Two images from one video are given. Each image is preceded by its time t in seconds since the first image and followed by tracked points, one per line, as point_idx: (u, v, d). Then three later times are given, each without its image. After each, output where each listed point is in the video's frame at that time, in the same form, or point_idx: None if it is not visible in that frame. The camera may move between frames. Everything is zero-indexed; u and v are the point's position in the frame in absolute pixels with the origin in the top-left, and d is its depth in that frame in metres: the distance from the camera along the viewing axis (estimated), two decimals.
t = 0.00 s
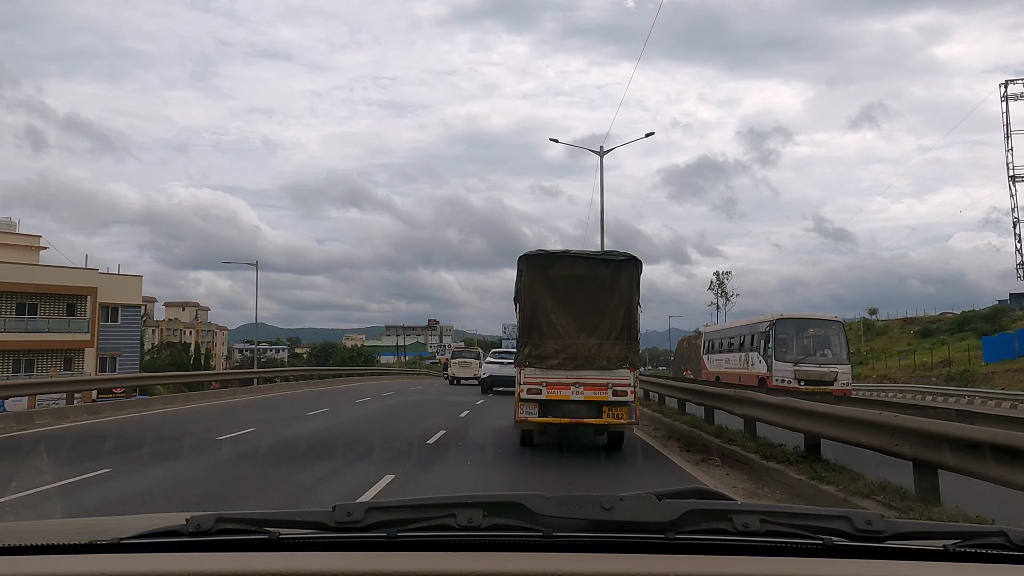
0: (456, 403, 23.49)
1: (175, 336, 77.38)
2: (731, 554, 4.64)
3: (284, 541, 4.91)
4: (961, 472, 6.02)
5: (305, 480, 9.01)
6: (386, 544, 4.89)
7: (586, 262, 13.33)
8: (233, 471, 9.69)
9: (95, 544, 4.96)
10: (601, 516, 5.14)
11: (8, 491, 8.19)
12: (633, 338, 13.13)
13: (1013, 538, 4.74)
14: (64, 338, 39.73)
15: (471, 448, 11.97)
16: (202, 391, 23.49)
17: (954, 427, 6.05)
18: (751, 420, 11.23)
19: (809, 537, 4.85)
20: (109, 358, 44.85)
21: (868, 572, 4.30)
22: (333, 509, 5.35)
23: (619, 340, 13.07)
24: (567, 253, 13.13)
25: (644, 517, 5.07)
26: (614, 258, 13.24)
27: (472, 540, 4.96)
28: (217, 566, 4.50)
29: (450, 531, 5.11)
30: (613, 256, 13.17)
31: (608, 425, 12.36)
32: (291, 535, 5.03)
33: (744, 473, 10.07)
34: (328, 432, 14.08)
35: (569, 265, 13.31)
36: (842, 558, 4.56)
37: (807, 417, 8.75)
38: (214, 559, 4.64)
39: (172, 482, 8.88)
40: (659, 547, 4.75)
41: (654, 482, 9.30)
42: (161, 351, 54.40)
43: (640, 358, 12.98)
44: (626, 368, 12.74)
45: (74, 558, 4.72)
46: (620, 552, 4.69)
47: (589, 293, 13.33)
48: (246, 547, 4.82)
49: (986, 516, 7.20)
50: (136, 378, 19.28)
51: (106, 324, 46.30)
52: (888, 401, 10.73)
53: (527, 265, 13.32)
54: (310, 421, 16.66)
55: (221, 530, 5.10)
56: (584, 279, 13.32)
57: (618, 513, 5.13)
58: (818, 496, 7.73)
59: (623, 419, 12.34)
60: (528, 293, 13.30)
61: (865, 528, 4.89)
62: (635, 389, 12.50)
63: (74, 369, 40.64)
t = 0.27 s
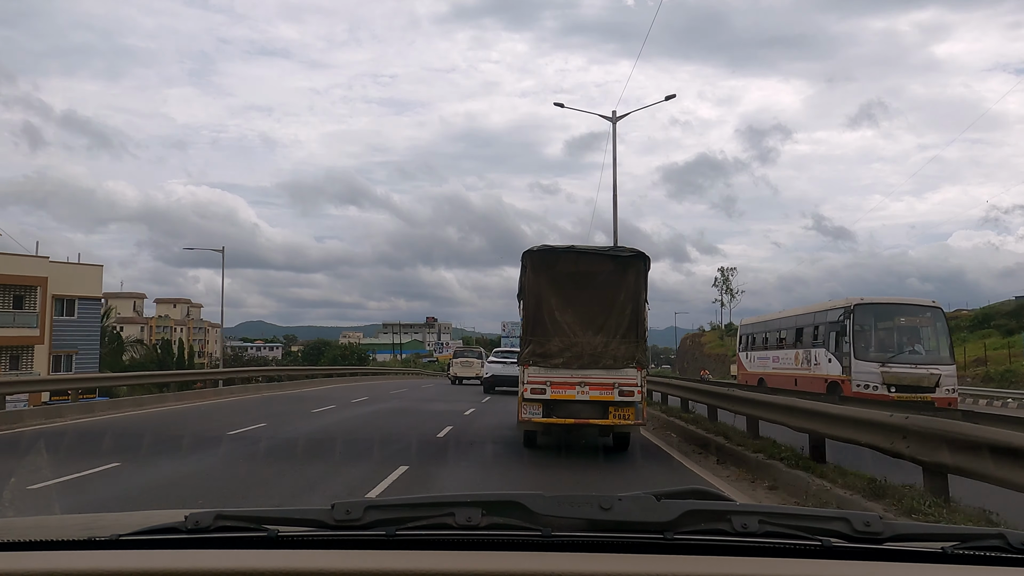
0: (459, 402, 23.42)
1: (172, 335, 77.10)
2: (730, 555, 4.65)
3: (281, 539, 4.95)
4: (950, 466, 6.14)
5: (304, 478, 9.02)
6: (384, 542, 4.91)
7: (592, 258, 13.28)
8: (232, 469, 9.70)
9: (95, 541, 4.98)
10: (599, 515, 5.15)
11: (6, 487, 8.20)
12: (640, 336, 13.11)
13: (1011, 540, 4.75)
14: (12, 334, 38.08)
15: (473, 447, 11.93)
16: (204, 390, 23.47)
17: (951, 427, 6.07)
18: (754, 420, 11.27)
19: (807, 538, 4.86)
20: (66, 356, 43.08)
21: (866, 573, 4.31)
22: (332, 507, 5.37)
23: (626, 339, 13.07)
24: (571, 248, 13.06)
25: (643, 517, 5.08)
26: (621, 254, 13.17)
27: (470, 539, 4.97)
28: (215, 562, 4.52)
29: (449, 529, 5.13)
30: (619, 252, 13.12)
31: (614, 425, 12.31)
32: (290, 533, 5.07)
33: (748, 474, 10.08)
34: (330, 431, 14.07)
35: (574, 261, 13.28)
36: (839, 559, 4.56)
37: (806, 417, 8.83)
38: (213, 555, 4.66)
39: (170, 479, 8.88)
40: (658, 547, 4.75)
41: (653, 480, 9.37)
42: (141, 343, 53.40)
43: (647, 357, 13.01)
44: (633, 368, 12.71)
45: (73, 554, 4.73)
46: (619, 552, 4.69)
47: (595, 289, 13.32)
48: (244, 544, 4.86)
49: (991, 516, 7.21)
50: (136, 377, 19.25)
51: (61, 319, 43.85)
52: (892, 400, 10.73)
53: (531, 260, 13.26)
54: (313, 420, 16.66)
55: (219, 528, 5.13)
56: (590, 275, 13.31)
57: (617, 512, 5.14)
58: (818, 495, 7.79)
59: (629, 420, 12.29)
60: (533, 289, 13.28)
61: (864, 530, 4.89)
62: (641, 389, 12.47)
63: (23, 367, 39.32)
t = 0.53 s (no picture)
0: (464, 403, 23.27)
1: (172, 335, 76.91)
2: (729, 555, 4.63)
3: (280, 538, 4.95)
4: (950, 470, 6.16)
5: (304, 478, 9.00)
6: (383, 540, 4.92)
7: (600, 256, 13.27)
8: (233, 468, 9.68)
9: (94, 541, 4.97)
10: (598, 515, 5.15)
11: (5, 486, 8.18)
12: (649, 337, 13.04)
13: (1011, 541, 4.74)
14: None
15: (477, 448, 11.82)
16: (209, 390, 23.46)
17: (950, 428, 6.10)
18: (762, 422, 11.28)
19: (806, 539, 4.85)
20: (10, 356, 39.63)
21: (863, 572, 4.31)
22: (332, 507, 5.36)
23: (635, 339, 13.02)
24: (578, 247, 13.03)
25: (644, 517, 5.07)
26: (630, 252, 13.16)
27: (469, 539, 4.96)
28: (213, 562, 4.51)
29: (448, 529, 5.13)
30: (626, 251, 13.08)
31: (623, 430, 12.13)
32: (289, 532, 5.07)
33: (753, 476, 10.11)
34: (336, 430, 14.04)
35: (582, 259, 13.28)
36: (839, 560, 4.55)
37: (811, 419, 8.85)
38: (210, 554, 4.66)
39: (171, 478, 8.88)
40: (658, 547, 4.73)
41: (659, 482, 9.40)
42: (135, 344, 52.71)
43: (656, 359, 12.90)
44: (642, 370, 12.59)
45: (71, 553, 4.72)
46: (618, 552, 4.67)
47: (603, 288, 13.28)
48: (245, 545, 4.87)
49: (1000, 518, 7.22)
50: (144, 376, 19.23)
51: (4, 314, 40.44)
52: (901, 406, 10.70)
53: (537, 259, 13.26)
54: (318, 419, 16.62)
55: (218, 527, 5.12)
56: (598, 274, 13.29)
57: (617, 513, 5.14)
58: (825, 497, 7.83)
59: (639, 424, 12.11)
60: (539, 289, 13.28)
61: (864, 530, 4.87)
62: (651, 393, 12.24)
63: None
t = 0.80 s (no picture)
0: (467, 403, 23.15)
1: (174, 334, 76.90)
2: (727, 556, 4.62)
3: (279, 537, 4.94)
4: (979, 476, 6.12)
5: (305, 476, 8.99)
6: (381, 540, 4.91)
7: (611, 252, 12.75)
8: (234, 466, 9.67)
9: (91, 539, 4.95)
10: (597, 516, 5.12)
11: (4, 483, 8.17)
12: (664, 337, 12.58)
13: (1010, 543, 4.72)
14: None
15: (477, 448, 11.74)
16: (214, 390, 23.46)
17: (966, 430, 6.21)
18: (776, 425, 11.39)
19: (805, 540, 4.83)
20: None
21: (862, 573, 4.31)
22: (331, 506, 5.35)
23: (648, 340, 12.55)
24: (589, 243, 12.51)
25: (643, 518, 5.06)
26: (642, 248, 12.64)
27: (467, 538, 4.94)
28: (212, 560, 4.50)
29: (448, 529, 5.12)
30: (640, 248, 12.55)
31: (634, 434, 11.74)
32: (288, 531, 5.06)
33: (767, 476, 10.19)
34: (339, 429, 14.01)
35: (591, 256, 12.77)
36: (839, 561, 4.53)
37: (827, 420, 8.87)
38: (208, 553, 4.65)
39: (171, 476, 8.88)
40: (656, 548, 4.72)
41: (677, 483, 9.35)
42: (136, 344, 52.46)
43: (670, 360, 12.49)
44: (656, 372, 12.19)
45: (68, 551, 4.71)
46: (617, 553, 4.65)
47: (614, 286, 12.80)
48: (244, 544, 4.85)
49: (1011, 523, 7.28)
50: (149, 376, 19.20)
51: None
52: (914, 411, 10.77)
53: (546, 255, 12.74)
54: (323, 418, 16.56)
55: (217, 525, 5.12)
56: (609, 271, 12.80)
57: (615, 513, 5.12)
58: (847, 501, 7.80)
59: (651, 429, 11.74)
60: (547, 287, 12.80)
61: (864, 532, 4.85)
62: (664, 396, 11.82)
63: None
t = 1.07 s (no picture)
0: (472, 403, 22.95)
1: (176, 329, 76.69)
2: (723, 557, 4.62)
3: (276, 535, 4.94)
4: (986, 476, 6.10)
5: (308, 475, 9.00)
6: (379, 539, 4.91)
7: (629, 247, 12.12)
8: (234, 464, 9.67)
9: (89, 535, 4.95)
10: (595, 517, 5.12)
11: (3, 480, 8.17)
12: (682, 336, 11.97)
13: (1008, 547, 4.69)
14: None
15: (479, 448, 11.63)
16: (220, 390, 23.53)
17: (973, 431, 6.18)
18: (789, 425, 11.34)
19: (803, 542, 4.84)
20: None
21: None
22: (329, 505, 5.35)
23: (665, 339, 12.01)
24: (606, 236, 11.88)
25: (642, 519, 5.06)
26: (661, 243, 12.05)
27: (465, 538, 4.94)
28: (209, 558, 4.50)
29: (446, 529, 5.12)
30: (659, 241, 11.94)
31: (651, 437, 11.10)
32: (286, 529, 5.05)
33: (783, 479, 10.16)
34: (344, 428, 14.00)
35: (608, 250, 12.15)
36: (835, 564, 4.53)
37: (839, 422, 8.90)
38: (204, 551, 4.65)
39: (171, 473, 8.87)
40: (654, 547, 4.73)
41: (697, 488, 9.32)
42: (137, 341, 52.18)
43: (688, 360, 11.97)
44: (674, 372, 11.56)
45: (67, 548, 4.72)
46: (616, 553, 4.65)
47: (631, 283, 12.22)
48: (242, 542, 4.85)
49: None
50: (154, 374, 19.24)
51: None
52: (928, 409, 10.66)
53: (560, 248, 12.09)
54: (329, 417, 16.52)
55: (215, 523, 5.12)
56: (626, 266, 12.19)
57: (615, 514, 5.12)
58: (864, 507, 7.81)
59: (669, 431, 11.10)
60: (561, 281, 12.12)
61: (861, 535, 4.87)
62: (684, 397, 11.21)
63: None
